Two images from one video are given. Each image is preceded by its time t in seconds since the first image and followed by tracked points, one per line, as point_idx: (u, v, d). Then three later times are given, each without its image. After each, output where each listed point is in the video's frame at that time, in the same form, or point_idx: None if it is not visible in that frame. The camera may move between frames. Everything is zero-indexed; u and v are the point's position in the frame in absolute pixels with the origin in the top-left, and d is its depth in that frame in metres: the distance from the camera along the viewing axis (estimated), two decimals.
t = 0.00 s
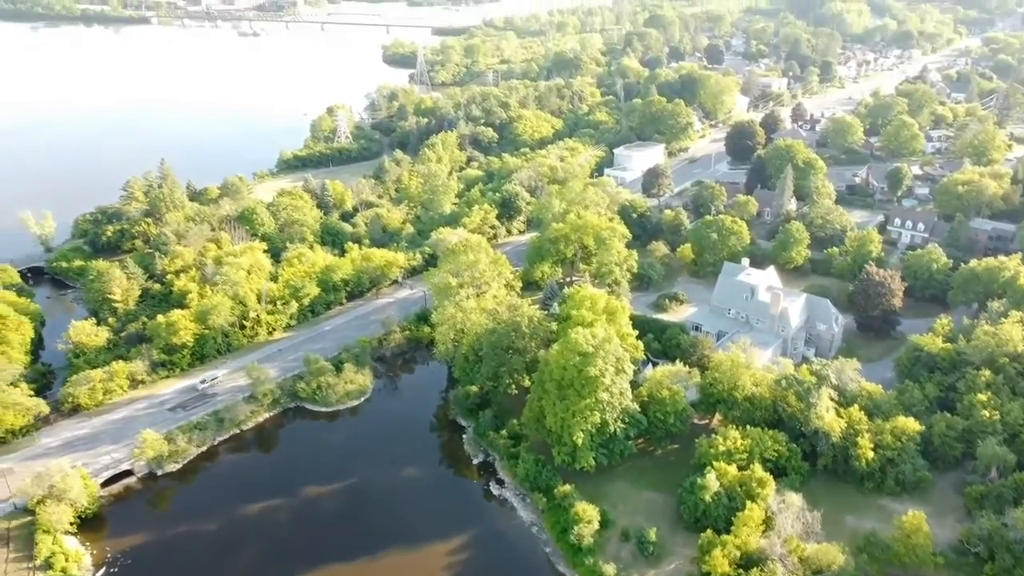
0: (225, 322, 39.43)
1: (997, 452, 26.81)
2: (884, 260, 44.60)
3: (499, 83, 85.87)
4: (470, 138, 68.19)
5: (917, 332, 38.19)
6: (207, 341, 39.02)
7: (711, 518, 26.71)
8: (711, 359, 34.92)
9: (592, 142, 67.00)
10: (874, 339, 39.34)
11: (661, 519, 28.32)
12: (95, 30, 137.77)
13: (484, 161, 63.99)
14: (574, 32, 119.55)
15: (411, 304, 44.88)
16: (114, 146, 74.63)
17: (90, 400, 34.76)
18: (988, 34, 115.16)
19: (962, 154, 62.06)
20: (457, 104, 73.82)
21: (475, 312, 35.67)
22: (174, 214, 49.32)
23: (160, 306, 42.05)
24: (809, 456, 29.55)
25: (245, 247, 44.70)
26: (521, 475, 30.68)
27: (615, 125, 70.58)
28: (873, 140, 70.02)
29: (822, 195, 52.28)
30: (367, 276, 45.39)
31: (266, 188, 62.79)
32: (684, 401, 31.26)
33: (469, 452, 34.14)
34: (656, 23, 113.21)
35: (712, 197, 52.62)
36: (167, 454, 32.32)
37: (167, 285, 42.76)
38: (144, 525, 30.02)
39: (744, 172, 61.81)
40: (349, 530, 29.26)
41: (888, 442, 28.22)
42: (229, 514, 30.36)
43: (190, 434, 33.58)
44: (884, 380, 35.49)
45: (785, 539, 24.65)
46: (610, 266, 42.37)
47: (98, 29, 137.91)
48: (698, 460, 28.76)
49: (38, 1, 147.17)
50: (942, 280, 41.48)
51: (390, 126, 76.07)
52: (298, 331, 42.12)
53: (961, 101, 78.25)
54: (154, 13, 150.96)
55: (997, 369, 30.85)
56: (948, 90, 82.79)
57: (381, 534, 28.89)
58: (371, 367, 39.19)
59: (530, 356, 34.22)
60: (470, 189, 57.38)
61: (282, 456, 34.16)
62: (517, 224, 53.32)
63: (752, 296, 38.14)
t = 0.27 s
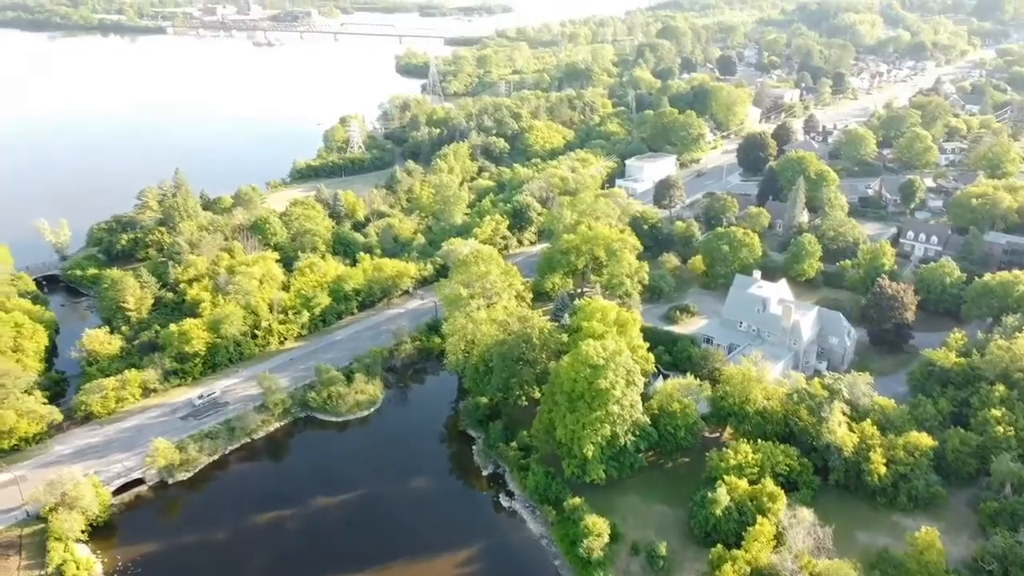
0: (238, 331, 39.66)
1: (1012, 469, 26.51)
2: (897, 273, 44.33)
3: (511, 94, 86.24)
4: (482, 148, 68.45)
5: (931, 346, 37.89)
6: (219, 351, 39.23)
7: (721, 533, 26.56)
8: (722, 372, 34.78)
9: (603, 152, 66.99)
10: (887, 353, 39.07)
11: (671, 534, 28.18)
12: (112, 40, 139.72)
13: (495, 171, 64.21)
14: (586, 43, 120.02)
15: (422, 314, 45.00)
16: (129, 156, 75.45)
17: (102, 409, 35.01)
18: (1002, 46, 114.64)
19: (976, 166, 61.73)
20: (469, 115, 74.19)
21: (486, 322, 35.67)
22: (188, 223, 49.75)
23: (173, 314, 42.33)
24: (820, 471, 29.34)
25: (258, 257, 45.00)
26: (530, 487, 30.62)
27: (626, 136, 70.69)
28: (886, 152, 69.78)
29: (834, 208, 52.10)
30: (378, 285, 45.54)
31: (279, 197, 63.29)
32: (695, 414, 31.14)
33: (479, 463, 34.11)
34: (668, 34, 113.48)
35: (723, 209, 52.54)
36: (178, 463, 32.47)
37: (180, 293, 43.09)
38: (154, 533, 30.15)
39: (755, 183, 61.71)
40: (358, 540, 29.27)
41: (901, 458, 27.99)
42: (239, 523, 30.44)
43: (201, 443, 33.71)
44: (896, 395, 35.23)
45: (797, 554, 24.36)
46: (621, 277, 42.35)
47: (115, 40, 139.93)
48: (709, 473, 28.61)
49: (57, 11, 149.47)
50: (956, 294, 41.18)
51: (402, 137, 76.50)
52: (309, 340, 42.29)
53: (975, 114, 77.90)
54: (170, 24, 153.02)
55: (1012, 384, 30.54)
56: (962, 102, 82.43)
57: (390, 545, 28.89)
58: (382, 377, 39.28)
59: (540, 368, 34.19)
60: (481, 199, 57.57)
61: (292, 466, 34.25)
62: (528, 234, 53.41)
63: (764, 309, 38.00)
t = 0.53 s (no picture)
0: (250, 340, 39.88)
1: None
2: (910, 286, 44.07)
3: (523, 104, 86.56)
4: (494, 159, 68.70)
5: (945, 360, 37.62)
6: (231, 360, 39.44)
7: (732, 547, 26.41)
8: (733, 385, 34.64)
9: (615, 163, 67.03)
10: (900, 366, 38.81)
11: (681, 548, 28.04)
12: (129, 50, 141.52)
13: (507, 181, 64.41)
14: (598, 53, 120.44)
15: (433, 324, 45.12)
16: (144, 165, 76.17)
17: (115, 417, 35.25)
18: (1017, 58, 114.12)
19: (991, 179, 61.35)
20: (482, 125, 74.54)
21: (497, 334, 35.69)
22: (202, 233, 50.17)
23: (185, 323, 42.52)
24: (833, 486, 29.14)
25: (270, 266, 45.27)
26: (540, 499, 30.55)
27: (638, 147, 70.76)
28: (899, 163, 69.48)
29: (847, 220, 51.91)
30: (389, 295, 45.68)
31: (292, 206, 63.77)
32: (706, 427, 31.02)
33: (489, 475, 34.09)
34: (680, 45, 113.71)
35: (735, 220, 52.44)
36: (190, 472, 32.63)
37: (194, 302, 43.36)
38: (165, 542, 30.27)
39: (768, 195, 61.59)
40: (368, 551, 29.28)
41: (914, 473, 27.76)
42: (250, 533, 30.52)
43: (212, 452, 33.84)
44: (910, 409, 34.97)
45: (808, 570, 24.18)
46: (632, 289, 42.30)
47: (132, 50, 141.77)
48: (719, 487, 28.47)
49: (75, 21, 151.63)
50: (970, 307, 40.89)
51: (415, 147, 76.88)
52: (321, 350, 42.46)
53: (990, 125, 77.48)
54: (186, 34, 154.86)
55: None
56: (976, 113, 82.01)
57: (400, 556, 28.88)
58: (393, 387, 39.36)
59: (551, 380, 34.17)
60: (493, 210, 57.74)
61: (303, 476, 34.36)
62: (540, 245, 53.49)
63: (775, 322, 37.84)
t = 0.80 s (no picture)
0: (263, 349, 40.09)
1: None
2: (925, 299, 43.74)
3: (536, 115, 86.79)
4: (506, 169, 68.88)
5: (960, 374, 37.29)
6: (244, 369, 39.60)
7: (744, 563, 26.21)
8: (746, 399, 34.44)
9: (628, 174, 66.98)
10: (915, 381, 38.48)
11: (693, 562, 27.87)
12: (147, 60, 143.34)
13: (520, 192, 64.52)
14: (612, 64, 120.67)
15: (445, 334, 45.19)
16: (159, 174, 76.95)
17: (128, 425, 35.47)
18: None
19: (1008, 191, 60.89)
20: (495, 136, 74.81)
21: (508, 345, 35.69)
22: (216, 242, 50.55)
23: (199, 331, 42.68)
24: (846, 501, 28.88)
25: (284, 276, 45.53)
26: (551, 512, 30.48)
27: (651, 158, 70.74)
28: (914, 175, 69.08)
29: (861, 232, 51.64)
30: (402, 305, 45.80)
31: (306, 216, 64.19)
32: (718, 441, 30.86)
33: (500, 486, 34.05)
34: (694, 55, 113.72)
35: (748, 232, 52.28)
36: (202, 480, 32.79)
37: (207, 310, 43.55)
38: (176, 551, 30.39)
39: (781, 206, 61.38)
40: (378, 563, 29.29)
41: (929, 489, 27.48)
42: (260, 543, 30.60)
43: (224, 461, 33.98)
44: (925, 424, 34.66)
45: None
46: (645, 300, 42.19)
47: (150, 60, 143.55)
48: (731, 501, 28.31)
49: (94, 31, 153.87)
50: (986, 321, 40.52)
51: (428, 157, 77.21)
52: (333, 360, 42.63)
53: (1006, 137, 76.94)
54: (203, 44, 156.72)
55: None
56: (992, 125, 81.48)
57: (410, 568, 28.87)
58: (404, 398, 39.41)
59: (562, 392, 34.12)
60: (505, 220, 57.82)
61: (314, 486, 34.44)
62: (552, 256, 53.53)
63: (789, 335, 37.65)
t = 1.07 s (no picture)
0: (278, 359, 40.34)
1: None
2: (943, 313, 43.34)
3: (551, 126, 87.12)
4: (521, 180, 69.03)
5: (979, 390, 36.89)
6: (260, 378, 39.83)
7: None
8: (761, 412, 34.23)
9: (643, 185, 67.05)
10: (933, 396, 38.11)
11: None
12: (166, 70, 145.30)
13: (535, 202, 64.73)
14: (626, 74, 120.95)
15: (459, 345, 45.31)
16: (176, 183, 77.83)
17: (144, 433, 35.74)
18: None
19: None
20: (510, 147, 75.12)
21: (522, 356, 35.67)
22: (233, 251, 50.97)
23: (215, 340, 42.92)
24: (862, 518, 28.60)
25: (299, 285, 45.83)
26: (564, 524, 30.39)
27: (666, 169, 70.76)
28: (932, 188, 68.60)
29: (878, 245, 51.28)
30: (416, 315, 45.95)
31: (321, 225, 64.64)
32: (733, 454, 30.67)
33: (512, 498, 34.00)
34: (709, 66, 113.80)
35: (764, 244, 52.04)
36: (216, 489, 32.97)
37: (223, 319, 43.87)
38: (190, 559, 30.54)
39: (797, 218, 61.09)
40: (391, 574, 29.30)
41: (947, 506, 27.14)
42: (274, 552, 30.71)
43: (238, 470, 34.15)
44: (942, 441, 34.29)
45: None
46: (659, 312, 42.10)
47: (169, 69, 145.52)
48: (746, 516, 28.11)
49: (115, 40, 156.14)
50: (1005, 336, 40.09)
51: (444, 167, 77.65)
52: (347, 369, 42.81)
53: None
54: (221, 53, 158.79)
55: None
56: (1011, 137, 80.83)
57: None
58: (418, 408, 39.50)
59: (576, 404, 34.05)
60: (520, 231, 57.97)
61: (327, 496, 34.55)
62: (566, 266, 53.54)
63: (804, 348, 37.41)
